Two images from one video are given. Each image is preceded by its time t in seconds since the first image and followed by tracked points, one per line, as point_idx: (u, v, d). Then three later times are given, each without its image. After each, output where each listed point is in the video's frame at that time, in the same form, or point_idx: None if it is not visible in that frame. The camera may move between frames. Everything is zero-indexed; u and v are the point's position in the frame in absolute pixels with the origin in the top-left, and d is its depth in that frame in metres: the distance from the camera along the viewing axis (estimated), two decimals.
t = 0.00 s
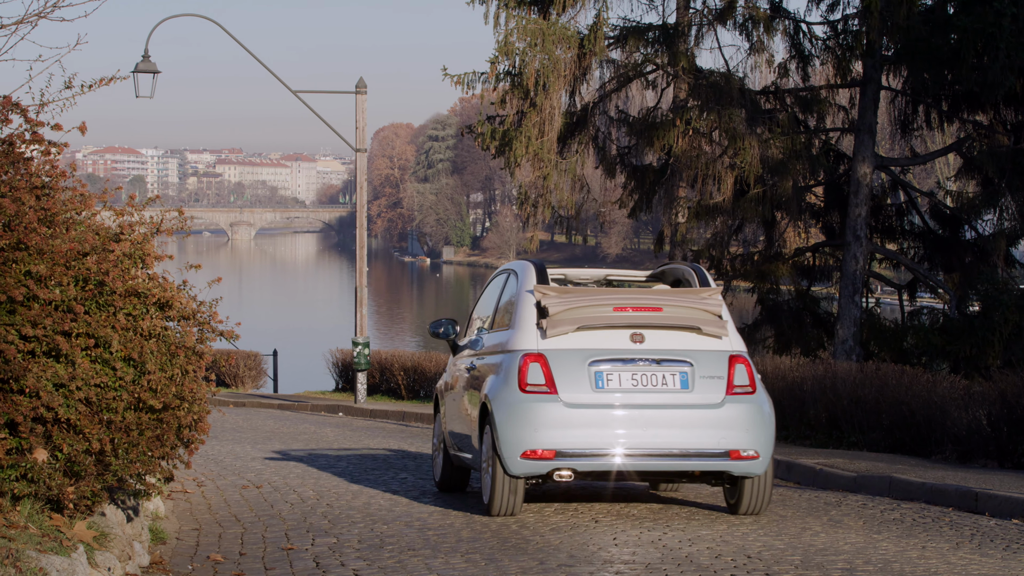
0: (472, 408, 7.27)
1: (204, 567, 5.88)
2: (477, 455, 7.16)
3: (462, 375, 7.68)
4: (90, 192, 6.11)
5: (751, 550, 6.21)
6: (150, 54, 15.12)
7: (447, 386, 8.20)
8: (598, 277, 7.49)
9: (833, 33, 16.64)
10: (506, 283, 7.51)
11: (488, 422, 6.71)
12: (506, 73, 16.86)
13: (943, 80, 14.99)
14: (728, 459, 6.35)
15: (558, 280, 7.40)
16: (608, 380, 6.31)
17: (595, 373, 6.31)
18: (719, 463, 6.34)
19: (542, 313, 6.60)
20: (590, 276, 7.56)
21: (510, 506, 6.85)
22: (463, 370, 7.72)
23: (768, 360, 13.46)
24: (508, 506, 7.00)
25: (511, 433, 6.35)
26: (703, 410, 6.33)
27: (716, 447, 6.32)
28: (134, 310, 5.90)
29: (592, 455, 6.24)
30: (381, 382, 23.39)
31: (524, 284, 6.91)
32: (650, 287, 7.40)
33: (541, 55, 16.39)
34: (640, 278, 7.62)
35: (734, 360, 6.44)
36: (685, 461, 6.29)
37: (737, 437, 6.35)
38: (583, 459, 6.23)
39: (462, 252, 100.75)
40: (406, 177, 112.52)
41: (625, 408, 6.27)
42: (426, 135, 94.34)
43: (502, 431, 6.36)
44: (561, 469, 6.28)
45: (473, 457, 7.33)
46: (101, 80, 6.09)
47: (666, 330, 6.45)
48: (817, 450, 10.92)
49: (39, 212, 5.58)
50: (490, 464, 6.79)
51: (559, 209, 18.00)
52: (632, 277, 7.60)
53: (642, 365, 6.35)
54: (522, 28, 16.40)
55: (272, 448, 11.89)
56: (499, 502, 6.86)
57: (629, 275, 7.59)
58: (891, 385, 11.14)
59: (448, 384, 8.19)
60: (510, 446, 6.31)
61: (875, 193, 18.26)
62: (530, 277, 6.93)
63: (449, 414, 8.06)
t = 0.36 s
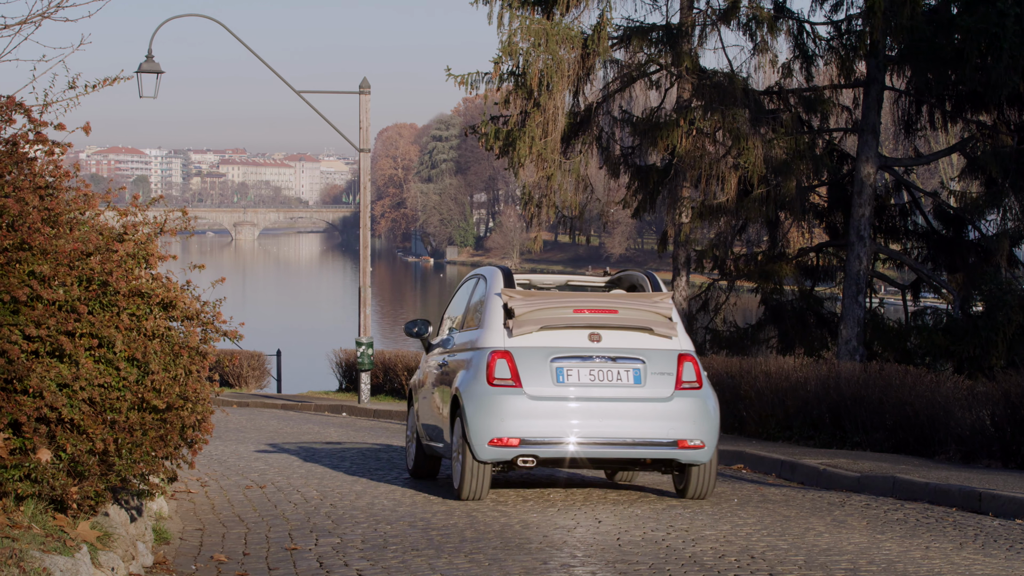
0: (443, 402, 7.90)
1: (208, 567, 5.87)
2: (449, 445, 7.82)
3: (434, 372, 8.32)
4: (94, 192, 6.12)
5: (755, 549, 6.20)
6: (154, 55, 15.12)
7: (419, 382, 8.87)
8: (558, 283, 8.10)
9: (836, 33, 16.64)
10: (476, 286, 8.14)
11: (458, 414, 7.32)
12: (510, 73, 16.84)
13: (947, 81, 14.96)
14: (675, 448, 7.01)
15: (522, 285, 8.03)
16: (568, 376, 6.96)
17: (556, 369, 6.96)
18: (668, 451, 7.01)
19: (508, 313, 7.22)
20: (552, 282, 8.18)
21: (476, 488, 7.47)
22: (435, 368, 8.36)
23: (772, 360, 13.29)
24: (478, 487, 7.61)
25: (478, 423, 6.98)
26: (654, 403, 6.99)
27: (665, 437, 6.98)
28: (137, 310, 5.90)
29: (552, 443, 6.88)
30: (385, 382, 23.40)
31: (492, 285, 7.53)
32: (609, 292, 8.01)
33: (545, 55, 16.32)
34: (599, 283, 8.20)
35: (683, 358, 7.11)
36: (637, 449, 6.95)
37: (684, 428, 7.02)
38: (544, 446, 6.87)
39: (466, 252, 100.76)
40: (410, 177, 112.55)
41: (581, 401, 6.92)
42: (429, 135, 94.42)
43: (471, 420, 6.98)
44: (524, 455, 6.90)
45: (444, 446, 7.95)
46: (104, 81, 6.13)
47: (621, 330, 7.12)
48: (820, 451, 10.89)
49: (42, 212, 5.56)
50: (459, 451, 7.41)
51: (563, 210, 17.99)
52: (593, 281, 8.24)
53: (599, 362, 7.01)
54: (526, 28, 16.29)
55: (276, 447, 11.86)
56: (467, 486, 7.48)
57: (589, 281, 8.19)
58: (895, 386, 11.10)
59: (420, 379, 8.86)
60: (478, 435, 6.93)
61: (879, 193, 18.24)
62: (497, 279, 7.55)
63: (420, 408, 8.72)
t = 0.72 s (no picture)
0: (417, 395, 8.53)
1: (210, 567, 5.87)
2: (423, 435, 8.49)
3: (408, 368, 8.96)
4: (96, 192, 6.13)
5: (757, 549, 6.19)
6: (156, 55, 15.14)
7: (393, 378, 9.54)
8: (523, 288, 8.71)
9: (839, 33, 16.70)
10: (448, 288, 8.80)
11: (431, 406, 7.93)
12: (512, 73, 16.84)
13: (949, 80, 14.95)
14: (628, 438, 7.67)
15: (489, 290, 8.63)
16: (531, 370, 7.60)
17: (520, 364, 7.60)
18: (622, 440, 7.67)
19: (478, 314, 7.85)
20: (517, 286, 8.77)
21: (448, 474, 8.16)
22: (408, 364, 9.00)
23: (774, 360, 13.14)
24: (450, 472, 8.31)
25: (449, 412, 7.60)
26: (609, 396, 7.66)
27: (618, 427, 7.63)
28: (140, 310, 5.90)
29: (516, 431, 7.52)
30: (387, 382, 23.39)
31: (463, 288, 8.17)
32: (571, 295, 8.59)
33: (547, 55, 16.30)
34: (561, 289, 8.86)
35: (635, 355, 7.79)
36: (594, 437, 7.60)
37: (636, 419, 7.68)
38: (509, 434, 7.49)
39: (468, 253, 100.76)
40: (412, 177, 112.61)
41: (543, 393, 7.56)
42: (432, 135, 94.50)
43: (442, 410, 7.59)
44: (490, 443, 7.53)
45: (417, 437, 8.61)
46: (107, 80, 6.11)
47: (580, 330, 7.80)
48: (822, 450, 10.89)
49: (45, 212, 5.56)
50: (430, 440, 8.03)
51: (565, 210, 18.01)
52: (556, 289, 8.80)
53: (559, 358, 7.66)
54: (528, 28, 16.27)
55: (278, 447, 11.84)
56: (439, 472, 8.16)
57: (552, 286, 8.84)
58: (897, 385, 11.09)
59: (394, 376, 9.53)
60: (448, 423, 7.54)
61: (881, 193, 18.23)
62: (467, 282, 8.19)
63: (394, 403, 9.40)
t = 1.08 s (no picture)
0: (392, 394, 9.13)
1: (214, 567, 5.86)
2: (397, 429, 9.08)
3: (383, 368, 9.59)
4: (99, 192, 6.14)
5: (761, 549, 6.18)
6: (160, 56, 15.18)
7: (368, 376, 10.18)
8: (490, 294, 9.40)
9: (842, 33, 16.66)
10: (421, 293, 9.43)
11: (405, 400, 8.54)
12: (515, 73, 16.83)
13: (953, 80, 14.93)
14: (587, 433, 8.30)
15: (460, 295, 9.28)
16: (498, 370, 8.21)
17: (487, 364, 8.21)
18: (581, 435, 8.29)
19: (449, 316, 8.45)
20: (486, 292, 9.44)
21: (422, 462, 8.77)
22: (384, 364, 9.63)
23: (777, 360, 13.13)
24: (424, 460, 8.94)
25: (421, 407, 8.23)
26: (570, 395, 8.28)
27: (578, 423, 8.27)
28: (143, 309, 5.90)
29: (483, 426, 8.15)
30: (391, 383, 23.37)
31: (435, 292, 8.76)
32: (535, 300, 9.21)
33: (550, 55, 16.29)
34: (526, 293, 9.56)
35: (595, 356, 8.39)
36: (554, 432, 8.23)
37: (594, 416, 8.31)
38: (477, 428, 8.13)
39: (471, 253, 100.76)
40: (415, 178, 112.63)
41: (508, 391, 8.18)
42: (435, 134, 94.54)
43: (416, 405, 8.20)
44: (459, 436, 8.16)
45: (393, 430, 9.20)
46: (111, 81, 5.94)
47: (544, 333, 8.37)
48: (826, 450, 10.87)
49: (48, 212, 5.55)
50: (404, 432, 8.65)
51: (568, 210, 18.02)
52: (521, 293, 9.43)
53: (524, 359, 8.27)
54: (531, 28, 16.28)
55: (281, 447, 11.81)
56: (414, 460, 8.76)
57: (517, 291, 9.45)
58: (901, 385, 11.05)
59: (370, 374, 10.18)
60: (420, 418, 8.17)
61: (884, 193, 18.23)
62: (440, 287, 8.78)
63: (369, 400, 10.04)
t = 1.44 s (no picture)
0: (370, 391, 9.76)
1: (218, 567, 5.85)
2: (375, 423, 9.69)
3: (361, 366, 10.24)
4: (103, 192, 6.14)
5: (765, 549, 6.16)
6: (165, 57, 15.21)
7: (347, 374, 10.85)
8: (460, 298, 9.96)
9: (846, 33, 16.55)
10: (397, 296, 10.10)
11: (383, 393, 9.21)
12: (520, 73, 16.82)
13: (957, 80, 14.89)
14: (551, 426, 9.04)
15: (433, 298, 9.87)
16: (469, 367, 8.91)
17: (459, 362, 8.90)
18: (545, 428, 9.03)
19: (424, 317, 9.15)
20: (458, 294, 9.98)
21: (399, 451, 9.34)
22: (362, 362, 10.30)
23: (782, 359, 13.10)
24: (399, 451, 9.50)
25: (397, 400, 8.91)
26: (536, 390, 9.00)
27: (543, 417, 9.00)
28: (147, 309, 5.90)
29: (455, 419, 8.85)
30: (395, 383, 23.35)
31: (410, 294, 9.46)
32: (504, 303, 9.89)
33: (555, 55, 16.25)
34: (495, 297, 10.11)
35: (558, 355, 9.11)
36: (521, 425, 8.96)
37: (558, 410, 9.05)
38: (448, 421, 8.82)
39: (476, 253, 100.76)
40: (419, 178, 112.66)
41: (478, 386, 8.88)
42: (439, 135, 94.57)
43: (393, 399, 8.88)
44: (432, 428, 8.85)
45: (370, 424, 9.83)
46: (115, 81, 5.95)
47: (512, 333, 9.07)
48: (831, 450, 10.83)
49: (52, 212, 5.54)
50: (382, 425, 9.32)
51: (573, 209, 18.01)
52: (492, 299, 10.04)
53: (493, 357, 8.97)
54: (536, 28, 16.25)
55: (285, 446, 11.79)
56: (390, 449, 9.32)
57: (487, 297, 10.05)
58: (905, 385, 11.00)
59: (348, 372, 10.84)
60: (397, 410, 8.84)
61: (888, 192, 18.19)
62: (416, 290, 9.49)
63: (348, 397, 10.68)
